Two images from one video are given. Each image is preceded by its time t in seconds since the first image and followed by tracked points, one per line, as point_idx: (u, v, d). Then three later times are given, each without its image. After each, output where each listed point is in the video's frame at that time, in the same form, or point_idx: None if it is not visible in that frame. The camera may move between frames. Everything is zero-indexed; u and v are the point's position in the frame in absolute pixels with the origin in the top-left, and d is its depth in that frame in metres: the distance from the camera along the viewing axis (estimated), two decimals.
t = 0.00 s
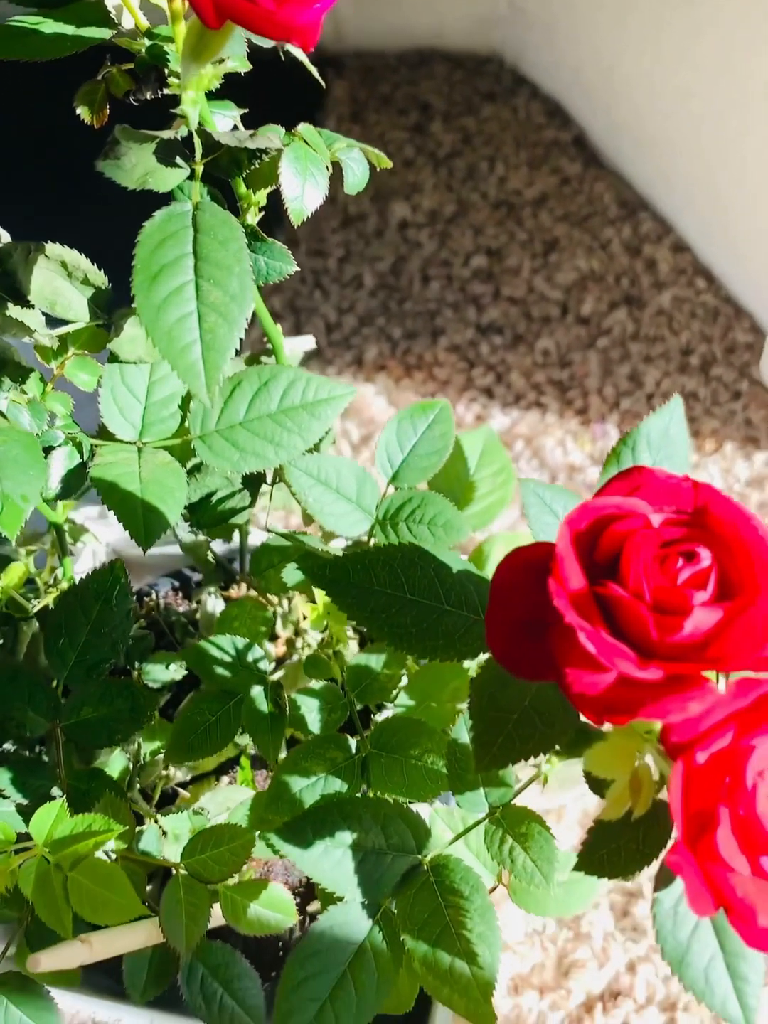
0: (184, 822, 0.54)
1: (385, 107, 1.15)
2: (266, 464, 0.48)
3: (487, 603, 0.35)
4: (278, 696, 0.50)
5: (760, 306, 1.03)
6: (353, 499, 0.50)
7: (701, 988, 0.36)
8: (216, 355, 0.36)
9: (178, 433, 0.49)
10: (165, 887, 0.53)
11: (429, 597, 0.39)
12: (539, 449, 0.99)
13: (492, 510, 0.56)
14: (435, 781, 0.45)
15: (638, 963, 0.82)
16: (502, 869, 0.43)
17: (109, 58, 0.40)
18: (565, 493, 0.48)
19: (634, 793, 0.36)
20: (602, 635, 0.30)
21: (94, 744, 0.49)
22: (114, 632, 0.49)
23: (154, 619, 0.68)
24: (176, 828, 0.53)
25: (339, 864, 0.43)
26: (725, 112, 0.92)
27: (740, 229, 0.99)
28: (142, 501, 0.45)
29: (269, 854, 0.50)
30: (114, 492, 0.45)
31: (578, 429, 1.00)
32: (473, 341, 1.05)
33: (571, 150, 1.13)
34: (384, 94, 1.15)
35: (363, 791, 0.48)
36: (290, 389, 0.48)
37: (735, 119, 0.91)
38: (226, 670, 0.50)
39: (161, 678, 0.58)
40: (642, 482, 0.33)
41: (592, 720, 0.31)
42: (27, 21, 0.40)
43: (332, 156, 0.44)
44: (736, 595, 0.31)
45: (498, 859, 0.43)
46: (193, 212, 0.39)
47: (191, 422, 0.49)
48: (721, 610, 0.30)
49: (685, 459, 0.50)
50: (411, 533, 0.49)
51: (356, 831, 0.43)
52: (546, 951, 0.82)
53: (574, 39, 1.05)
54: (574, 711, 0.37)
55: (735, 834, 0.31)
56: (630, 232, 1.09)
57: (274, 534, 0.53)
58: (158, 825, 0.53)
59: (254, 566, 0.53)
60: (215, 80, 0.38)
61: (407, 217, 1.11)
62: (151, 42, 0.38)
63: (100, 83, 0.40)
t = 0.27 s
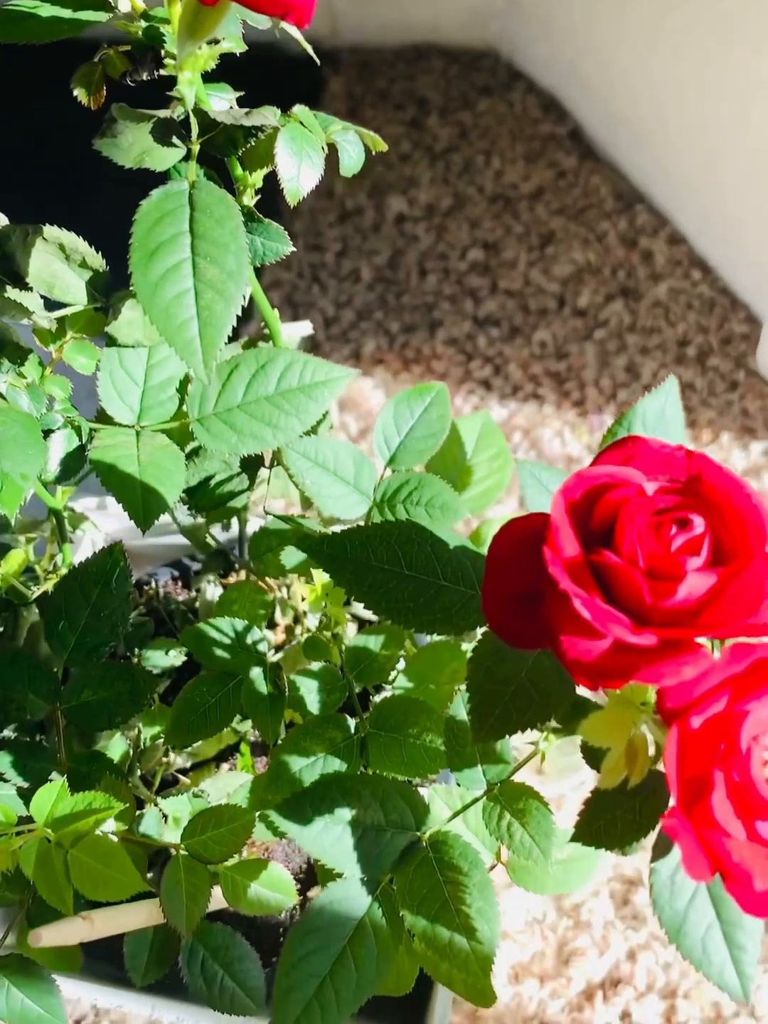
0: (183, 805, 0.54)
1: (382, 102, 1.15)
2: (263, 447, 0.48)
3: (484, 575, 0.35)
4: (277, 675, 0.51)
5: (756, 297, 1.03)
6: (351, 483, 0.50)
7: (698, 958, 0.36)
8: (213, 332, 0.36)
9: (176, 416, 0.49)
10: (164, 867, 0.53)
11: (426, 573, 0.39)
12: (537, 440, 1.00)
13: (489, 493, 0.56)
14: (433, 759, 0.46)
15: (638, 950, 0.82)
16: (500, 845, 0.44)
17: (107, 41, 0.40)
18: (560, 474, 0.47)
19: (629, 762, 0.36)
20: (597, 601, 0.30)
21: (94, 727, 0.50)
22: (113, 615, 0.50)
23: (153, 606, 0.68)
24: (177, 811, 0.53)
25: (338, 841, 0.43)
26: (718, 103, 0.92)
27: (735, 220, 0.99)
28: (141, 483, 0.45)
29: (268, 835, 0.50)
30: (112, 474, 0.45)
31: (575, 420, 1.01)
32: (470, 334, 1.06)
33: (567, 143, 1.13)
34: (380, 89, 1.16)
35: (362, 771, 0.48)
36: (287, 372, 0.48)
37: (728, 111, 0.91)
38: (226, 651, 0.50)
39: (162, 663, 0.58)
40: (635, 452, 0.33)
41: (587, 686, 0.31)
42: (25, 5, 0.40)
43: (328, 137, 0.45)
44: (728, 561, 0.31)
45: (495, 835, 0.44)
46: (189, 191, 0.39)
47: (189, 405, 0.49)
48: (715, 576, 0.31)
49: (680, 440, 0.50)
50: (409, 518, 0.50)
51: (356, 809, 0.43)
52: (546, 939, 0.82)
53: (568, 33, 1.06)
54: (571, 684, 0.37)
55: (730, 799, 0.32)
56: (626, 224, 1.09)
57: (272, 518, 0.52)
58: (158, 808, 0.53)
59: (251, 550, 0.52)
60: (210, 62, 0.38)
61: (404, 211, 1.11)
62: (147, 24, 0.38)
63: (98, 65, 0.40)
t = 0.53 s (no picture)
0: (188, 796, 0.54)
1: (381, 102, 1.16)
2: (266, 438, 0.48)
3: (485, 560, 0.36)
4: (281, 664, 0.51)
5: (754, 293, 1.04)
6: (353, 473, 0.51)
7: (699, 937, 0.37)
8: (216, 321, 0.37)
9: (179, 409, 0.50)
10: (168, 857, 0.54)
11: (428, 559, 0.40)
12: (536, 436, 1.00)
13: (489, 485, 0.56)
14: (435, 747, 0.46)
15: (639, 943, 0.82)
16: (502, 830, 0.44)
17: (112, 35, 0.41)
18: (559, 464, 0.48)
19: (629, 743, 0.36)
20: (597, 583, 0.31)
21: (99, 718, 0.50)
22: (117, 605, 0.50)
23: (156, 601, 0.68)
24: (181, 803, 0.53)
25: (342, 827, 0.43)
26: (715, 99, 0.92)
27: (732, 217, 1.00)
28: (144, 474, 0.45)
29: (271, 824, 0.51)
30: (116, 465, 0.46)
31: (575, 416, 1.01)
32: (470, 331, 1.06)
33: (565, 142, 1.14)
34: (379, 89, 1.17)
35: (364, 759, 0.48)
36: (289, 365, 0.49)
37: (726, 108, 0.92)
38: (230, 640, 0.50)
39: (165, 656, 0.58)
40: (634, 437, 0.34)
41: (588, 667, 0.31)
42: None
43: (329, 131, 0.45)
44: (726, 542, 0.32)
45: (498, 820, 0.44)
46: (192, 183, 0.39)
47: (193, 398, 0.50)
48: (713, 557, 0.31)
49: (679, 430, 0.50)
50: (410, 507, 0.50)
51: (359, 795, 0.43)
52: (547, 932, 0.83)
53: (566, 32, 1.06)
54: (571, 667, 0.38)
55: (730, 777, 0.32)
56: (624, 222, 1.10)
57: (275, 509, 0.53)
58: (163, 798, 0.53)
59: (254, 541, 0.53)
60: (212, 54, 0.38)
61: (404, 209, 1.12)
62: (151, 17, 0.38)
63: (101, 59, 0.41)
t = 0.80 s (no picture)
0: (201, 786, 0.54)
1: (383, 101, 1.17)
2: (277, 429, 0.49)
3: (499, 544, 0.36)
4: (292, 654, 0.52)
5: (756, 289, 1.04)
6: (363, 464, 0.51)
7: (711, 916, 0.37)
8: (230, 310, 0.37)
9: (191, 402, 0.50)
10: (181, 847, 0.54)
11: (440, 545, 0.40)
12: (540, 433, 1.00)
13: (498, 476, 0.57)
14: (447, 734, 0.46)
15: (647, 935, 0.83)
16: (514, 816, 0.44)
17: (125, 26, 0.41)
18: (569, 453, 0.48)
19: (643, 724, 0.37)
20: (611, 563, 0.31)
21: (112, 707, 0.50)
22: (130, 596, 0.51)
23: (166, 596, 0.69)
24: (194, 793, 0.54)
25: (355, 813, 0.43)
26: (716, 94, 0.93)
27: (733, 213, 1.00)
28: (158, 464, 0.46)
29: (283, 814, 0.51)
30: (129, 456, 0.46)
31: (579, 413, 1.01)
32: (473, 328, 1.06)
33: (567, 140, 1.14)
34: (381, 89, 1.17)
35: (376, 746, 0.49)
36: (299, 356, 0.49)
37: (728, 103, 0.92)
38: (242, 632, 0.51)
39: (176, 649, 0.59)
40: (646, 420, 0.34)
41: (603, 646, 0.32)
42: None
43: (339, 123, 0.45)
44: (738, 522, 0.32)
45: (510, 806, 0.44)
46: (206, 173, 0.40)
47: (204, 390, 0.50)
48: (725, 537, 0.31)
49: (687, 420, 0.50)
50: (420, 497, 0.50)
51: (372, 780, 0.44)
52: (555, 925, 0.83)
53: (568, 30, 1.07)
54: (583, 651, 0.38)
55: (743, 755, 0.32)
56: (626, 219, 1.10)
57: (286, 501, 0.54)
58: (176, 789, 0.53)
59: (265, 532, 0.53)
60: (225, 47, 0.39)
61: (407, 208, 1.13)
62: (164, 10, 0.38)
63: (115, 51, 0.41)
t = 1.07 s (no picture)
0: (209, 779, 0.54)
1: (386, 98, 1.16)
2: (286, 420, 0.49)
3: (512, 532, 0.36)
4: (301, 647, 0.51)
5: (761, 284, 1.04)
6: (372, 456, 0.51)
7: (727, 906, 0.37)
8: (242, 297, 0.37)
9: (199, 393, 0.50)
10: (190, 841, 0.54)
11: (452, 534, 0.40)
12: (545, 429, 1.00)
13: (506, 468, 0.57)
14: (457, 724, 0.46)
15: (654, 931, 0.82)
16: (526, 806, 0.44)
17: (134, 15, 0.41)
18: (579, 446, 0.47)
19: (657, 711, 0.36)
20: (627, 547, 0.31)
21: (122, 699, 0.50)
22: (139, 589, 0.50)
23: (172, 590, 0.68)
24: (203, 787, 0.54)
25: (367, 803, 0.43)
26: (721, 91, 0.93)
27: (739, 209, 1.00)
28: (166, 455, 0.46)
29: (293, 807, 0.51)
30: (139, 446, 0.46)
31: (584, 409, 1.02)
32: (477, 325, 1.07)
33: (571, 137, 1.14)
34: (384, 86, 1.17)
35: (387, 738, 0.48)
36: (308, 347, 0.49)
37: (731, 100, 0.92)
38: (251, 624, 0.51)
39: (183, 642, 0.58)
40: (661, 404, 0.34)
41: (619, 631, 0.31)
42: None
43: (348, 113, 0.45)
44: (755, 506, 0.32)
45: (522, 797, 0.44)
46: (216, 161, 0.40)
47: (213, 382, 0.50)
48: (742, 520, 0.31)
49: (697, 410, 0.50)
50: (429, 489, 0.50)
51: (384, 771, 0.44)
52: (563, 922, 0.83)
53: (572, 26, 1.06)
54: (597, 640, 0.38)
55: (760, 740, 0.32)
56: (631, 215, 1.10)
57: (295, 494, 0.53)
58: (185, 782, 0.53)
59: (274, 525, 0.53)
60: (235, 35, 0.39)
61: (410, 205, 1.12)
62: None
63: (125, 40, 0.41)
